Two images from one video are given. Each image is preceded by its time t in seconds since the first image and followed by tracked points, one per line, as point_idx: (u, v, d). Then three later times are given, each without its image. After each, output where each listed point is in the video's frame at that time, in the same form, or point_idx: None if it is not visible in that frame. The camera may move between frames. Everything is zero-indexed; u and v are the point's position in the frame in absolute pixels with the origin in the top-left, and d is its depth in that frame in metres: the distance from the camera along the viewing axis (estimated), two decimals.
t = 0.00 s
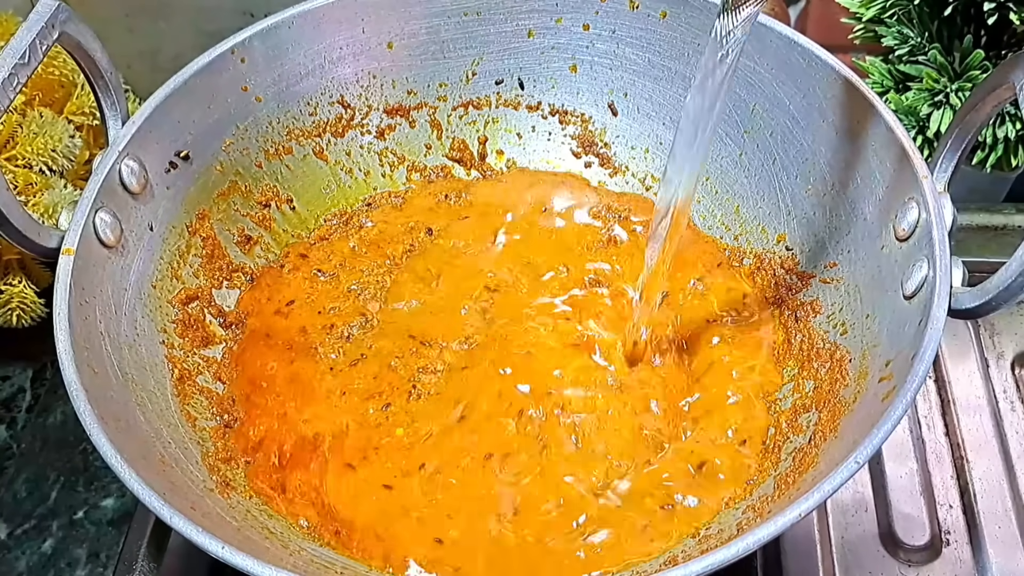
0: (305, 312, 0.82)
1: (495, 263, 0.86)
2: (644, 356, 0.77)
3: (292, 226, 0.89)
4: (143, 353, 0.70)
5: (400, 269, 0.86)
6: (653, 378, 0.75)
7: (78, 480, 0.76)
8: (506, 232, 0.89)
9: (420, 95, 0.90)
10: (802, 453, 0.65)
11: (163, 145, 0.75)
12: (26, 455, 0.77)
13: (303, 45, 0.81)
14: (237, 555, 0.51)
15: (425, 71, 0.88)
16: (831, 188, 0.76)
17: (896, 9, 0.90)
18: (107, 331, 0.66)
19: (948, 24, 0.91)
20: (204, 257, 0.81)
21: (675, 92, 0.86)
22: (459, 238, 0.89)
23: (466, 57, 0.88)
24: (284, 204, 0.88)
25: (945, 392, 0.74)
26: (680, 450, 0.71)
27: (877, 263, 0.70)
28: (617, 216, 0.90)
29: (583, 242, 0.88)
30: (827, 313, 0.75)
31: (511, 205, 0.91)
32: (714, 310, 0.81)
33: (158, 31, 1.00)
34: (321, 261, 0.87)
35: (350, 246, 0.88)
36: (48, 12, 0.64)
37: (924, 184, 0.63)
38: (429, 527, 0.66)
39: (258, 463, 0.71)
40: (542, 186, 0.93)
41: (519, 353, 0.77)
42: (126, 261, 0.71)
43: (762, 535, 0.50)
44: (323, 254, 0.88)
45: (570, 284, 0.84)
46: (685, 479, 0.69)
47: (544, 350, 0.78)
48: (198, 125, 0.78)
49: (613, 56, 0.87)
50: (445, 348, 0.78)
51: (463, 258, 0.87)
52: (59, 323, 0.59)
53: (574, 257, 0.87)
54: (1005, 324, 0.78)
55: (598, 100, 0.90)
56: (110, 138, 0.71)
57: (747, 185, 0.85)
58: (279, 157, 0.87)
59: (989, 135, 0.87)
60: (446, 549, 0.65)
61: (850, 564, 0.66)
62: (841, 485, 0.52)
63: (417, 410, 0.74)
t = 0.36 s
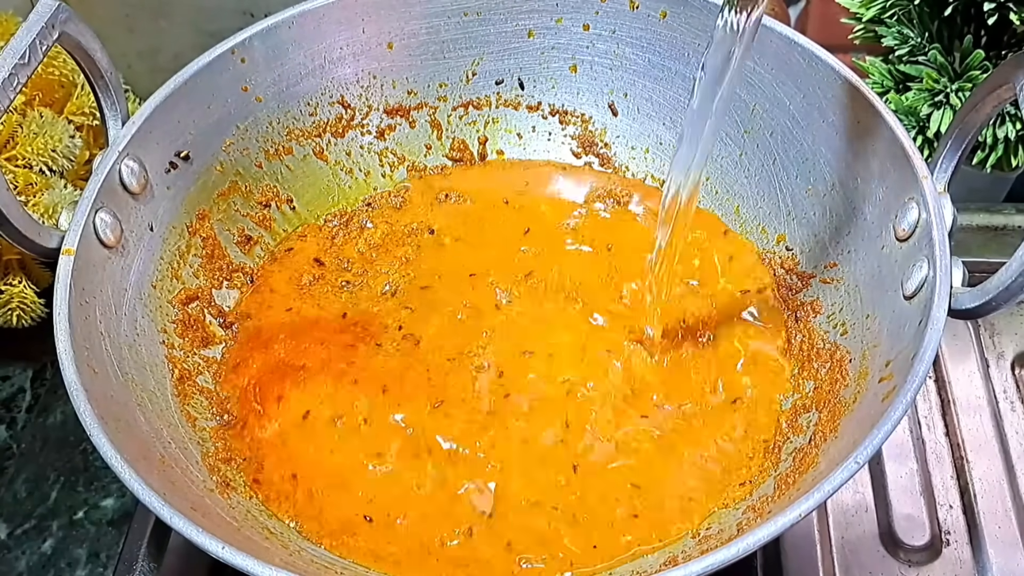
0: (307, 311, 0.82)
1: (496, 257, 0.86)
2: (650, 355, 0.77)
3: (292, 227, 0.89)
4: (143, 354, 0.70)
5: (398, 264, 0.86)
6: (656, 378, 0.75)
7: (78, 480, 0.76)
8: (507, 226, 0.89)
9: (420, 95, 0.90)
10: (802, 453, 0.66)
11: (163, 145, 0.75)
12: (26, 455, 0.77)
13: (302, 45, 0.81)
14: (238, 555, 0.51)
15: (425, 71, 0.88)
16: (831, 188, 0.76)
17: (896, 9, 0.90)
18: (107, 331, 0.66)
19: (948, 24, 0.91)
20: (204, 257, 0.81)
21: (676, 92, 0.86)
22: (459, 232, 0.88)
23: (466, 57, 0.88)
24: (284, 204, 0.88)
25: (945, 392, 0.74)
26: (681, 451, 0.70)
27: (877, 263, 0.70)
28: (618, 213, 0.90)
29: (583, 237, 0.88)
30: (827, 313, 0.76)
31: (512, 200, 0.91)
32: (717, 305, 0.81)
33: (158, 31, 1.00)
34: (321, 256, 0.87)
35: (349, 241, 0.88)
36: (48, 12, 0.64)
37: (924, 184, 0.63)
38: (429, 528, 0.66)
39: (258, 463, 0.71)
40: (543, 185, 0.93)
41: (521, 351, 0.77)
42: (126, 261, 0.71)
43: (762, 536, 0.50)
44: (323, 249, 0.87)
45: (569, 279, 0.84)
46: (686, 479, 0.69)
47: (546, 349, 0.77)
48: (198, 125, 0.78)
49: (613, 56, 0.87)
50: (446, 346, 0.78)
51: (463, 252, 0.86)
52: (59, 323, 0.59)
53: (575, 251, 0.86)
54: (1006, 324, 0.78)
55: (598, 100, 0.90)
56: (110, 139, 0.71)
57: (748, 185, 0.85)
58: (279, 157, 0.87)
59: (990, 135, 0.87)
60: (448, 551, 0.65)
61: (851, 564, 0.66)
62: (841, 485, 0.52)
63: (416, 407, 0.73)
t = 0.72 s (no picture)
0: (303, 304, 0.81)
1: (495, 255, 0.86)
2: (647, 354, 0.77)
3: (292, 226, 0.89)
4: (143, 354, 0.70)
5: (398, 262, 0.86)
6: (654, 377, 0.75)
7: (78, 480, 0.76)
8: (506, 224, 0.89)
9: (420, 95, 0.90)
10: (802, 452, 0.66)
11: (163, 145, 0.75)
12: (26, 455, 0.77)
13: (302, 45, 0.81)
14: (238, 555, 0.51)
15: (425, 71, 0.88)
16: (830, 188, 0.76)
17: (896, 9, 0.90)
18: (107, 331, 0.66)
19: (948, 24, 0.91)
20: (204, 257, 0.81)
21: (676, 92, 0.86)
22: (459, 231, 0.88)
23: (466, 57, 0.88)
24: (284, 204, 0.89)
25: (945, 392, 0.74)
26: (682, 450, 0.70)
27: (877, 262, 0.70)
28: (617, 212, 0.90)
29: (582, 235, 0.87)
30: (827, 313, 0.76)
31: (512, 198, 0.91)
32: (716, 304, 0.81)
33: (158, 30, 1.00)
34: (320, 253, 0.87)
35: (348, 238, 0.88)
36: (48, 12, 0.64)
37: (924, 184, 0.63)
38: (430, 527, 0.66)
39: (258, 463, 0.71)
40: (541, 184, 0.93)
41: (521, 349, 0.77)
42: (126, 261, 0.71)
43: (762, 536, 0.50)
44: (322, 246, 0.87)
45: (569, 277, 0.83)
46: (686, 479, 0.69)
47: (544, 346, 0.77)
48: (198, 125, 0.78)
49: (613, 56, 0.87)
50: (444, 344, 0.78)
51: (463, 250, 0.86)
52: (59, 323, 0.59)
53: (575, 249, 0.86)
54: (1006, 324, 0.78)
55: (598, 100, 0.90)
56: (110, 139, 0.71)
57: (748, 185, 0.85)
58: (279, 157, 0.87)
59: (990, 135, 0.87)
60: (448, 551, 0.65)
61: (850, 563, 0.66)
62: (841, 485, 0.52)
63: (416, 405, 0.73)
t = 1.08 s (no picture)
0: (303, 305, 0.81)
1: (495, 255, 0.86)
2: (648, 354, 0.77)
3: (292, 226, 0.89)
4: (143, 354, 0.70)
5: (398, 260, 0.86)
6: (654, 377, 0.75)
7: (78, 480, 0.76)
8: (506, 224, 0.89)
9: (420, 95, 0.90)
10: (802, 452, 0.66)
11: (163, 145, 0.75)
12: (26, 455, 0.77)
13: (302, 45, 0.81)
14: (238, 555, 0.51)
15: (425, 71, 0.88)
16: (830, 188, 0.76)
17: (896, 9, 0.90)
18: (107, 331, 0.66)
19: (948, 24, 0.91)
20: (204, 257, 0.81)
21: (676, 92, 0.86)
22: (459, 231, 0.88)
23: (466, 57, 0.88)
24: (284, 204, 0.89)
25: (945, 392, 0.74)
26: (682, 450, 0.70)
27: (877, 263, 0.70)
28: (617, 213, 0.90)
29: (582, 235, 0.87)
30: (827, 313, 0.76)
31: (513, 197, 0.91)
32: (717, 303, 0.81)
33: (158, 31, 1.00)
34: (321, 251, 0.87)
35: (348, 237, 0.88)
36: (48, 12, 0.64)
37: (924, 184, 0.63)
38: (431, 527, 0.66)
39: (258, 463, 0.71)
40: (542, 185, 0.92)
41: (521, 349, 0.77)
42: (126, 261, 0.71)
43: (762, 536, 0.50)
44: (322, 246, 0.87)
45: (569, 277, 0.83)
46: (686, 479, 0.69)
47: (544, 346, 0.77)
48: (198, 125, 0.78)
49: (613, 56, 0.87)
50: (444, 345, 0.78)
51: (463, 250, 0.86)
52: (59, 323, 0.59)
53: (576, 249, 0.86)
54: (1006, 324, 0.78)
55: (598, 100, 0.90)
56: (110, 139, 0.71)
57: (748, 186, 0.85)
58: (279, 157, 0.87)
59: (990, 134, 0.87)
60: (448, 551, 0.65)
61: (850, 563, 0.66)
62: (841, 485, 0.52)
63: (417, 406, 0.73)
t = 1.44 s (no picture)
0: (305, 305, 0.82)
1: (495, 255, 0.86)
2: (648, 354, 0.77)
3: (292, 226, 0.89)
4: (143, 354, 0.70)
5: (399, 260, 0.86)
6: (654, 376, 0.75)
7: (78, 480, 0.76)
8: (506, 224, 0.89)
9: (420, 95, 0.90)
10: (802, 453, 0.66)
11: (163, 145, 0.75)
12: (26, 455, 0.77)
13: (302, 45, 0.81)
14: (238, 555, 0.51)
15: (425, 71, 0.88)
16: (830, 188, 0.76)
17: (896, 9, 0.90)
18: (107, 331, 0.66)
19: (948, 24, 0.91)
20: (204, 257, 0.81)
21: (676, 92, 0.86)
22: (459, 231, 0.88)
23: (466, 57, 0.88)
24: (284, 204, 0.89)
25: (945, 392, 0.74)
26: (682, 450, 0.70)
27: (877, 263, 0.70)
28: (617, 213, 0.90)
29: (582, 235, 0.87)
30: (827, 313, 0.76)
31: (513, 197, 0.91)
32: (717, 304, 0.81)
33: (158, 31, 1.00)
34: (321, 251, 0.87)
35: (348, 237, 0.88)
36: (48, 12, 0.64)
37: (924, 184, 0.63)
38: (431, 527, 0.66)
39: (258, 463, 0.71)
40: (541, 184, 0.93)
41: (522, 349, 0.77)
42: (126, 261, 0.71)
43: (762, 536, 0.50)
44: (323, 246, 0.87)
45: (569, 277, 0.83)
46: (687, 479, 0.69)
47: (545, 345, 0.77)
48: (198, 125, 0.78)
49: (613, 56, 0.87)
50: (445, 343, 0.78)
51: (462, 250, 0.86)
52: (59, 323, 0.59)
53: (576, 249, 0.86)
54: (1006, 323, 0.78)
55: (598, 100, 0.90)
56: (110, 139, 0.71)
57: (748, 186, 0.85)
58: (279, 157, 0.87)
59: (990, 135, 0.87)
60: (448, 551, 0.65)
61: (851, 564, 0.66)
62: (841, 485, 0.52)
63: (417, 406, 0.73)
